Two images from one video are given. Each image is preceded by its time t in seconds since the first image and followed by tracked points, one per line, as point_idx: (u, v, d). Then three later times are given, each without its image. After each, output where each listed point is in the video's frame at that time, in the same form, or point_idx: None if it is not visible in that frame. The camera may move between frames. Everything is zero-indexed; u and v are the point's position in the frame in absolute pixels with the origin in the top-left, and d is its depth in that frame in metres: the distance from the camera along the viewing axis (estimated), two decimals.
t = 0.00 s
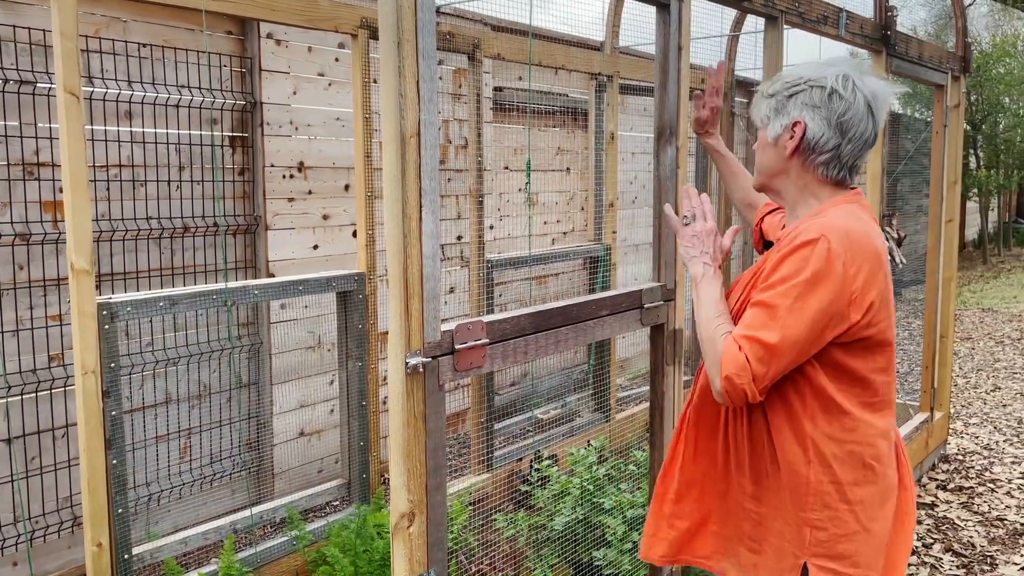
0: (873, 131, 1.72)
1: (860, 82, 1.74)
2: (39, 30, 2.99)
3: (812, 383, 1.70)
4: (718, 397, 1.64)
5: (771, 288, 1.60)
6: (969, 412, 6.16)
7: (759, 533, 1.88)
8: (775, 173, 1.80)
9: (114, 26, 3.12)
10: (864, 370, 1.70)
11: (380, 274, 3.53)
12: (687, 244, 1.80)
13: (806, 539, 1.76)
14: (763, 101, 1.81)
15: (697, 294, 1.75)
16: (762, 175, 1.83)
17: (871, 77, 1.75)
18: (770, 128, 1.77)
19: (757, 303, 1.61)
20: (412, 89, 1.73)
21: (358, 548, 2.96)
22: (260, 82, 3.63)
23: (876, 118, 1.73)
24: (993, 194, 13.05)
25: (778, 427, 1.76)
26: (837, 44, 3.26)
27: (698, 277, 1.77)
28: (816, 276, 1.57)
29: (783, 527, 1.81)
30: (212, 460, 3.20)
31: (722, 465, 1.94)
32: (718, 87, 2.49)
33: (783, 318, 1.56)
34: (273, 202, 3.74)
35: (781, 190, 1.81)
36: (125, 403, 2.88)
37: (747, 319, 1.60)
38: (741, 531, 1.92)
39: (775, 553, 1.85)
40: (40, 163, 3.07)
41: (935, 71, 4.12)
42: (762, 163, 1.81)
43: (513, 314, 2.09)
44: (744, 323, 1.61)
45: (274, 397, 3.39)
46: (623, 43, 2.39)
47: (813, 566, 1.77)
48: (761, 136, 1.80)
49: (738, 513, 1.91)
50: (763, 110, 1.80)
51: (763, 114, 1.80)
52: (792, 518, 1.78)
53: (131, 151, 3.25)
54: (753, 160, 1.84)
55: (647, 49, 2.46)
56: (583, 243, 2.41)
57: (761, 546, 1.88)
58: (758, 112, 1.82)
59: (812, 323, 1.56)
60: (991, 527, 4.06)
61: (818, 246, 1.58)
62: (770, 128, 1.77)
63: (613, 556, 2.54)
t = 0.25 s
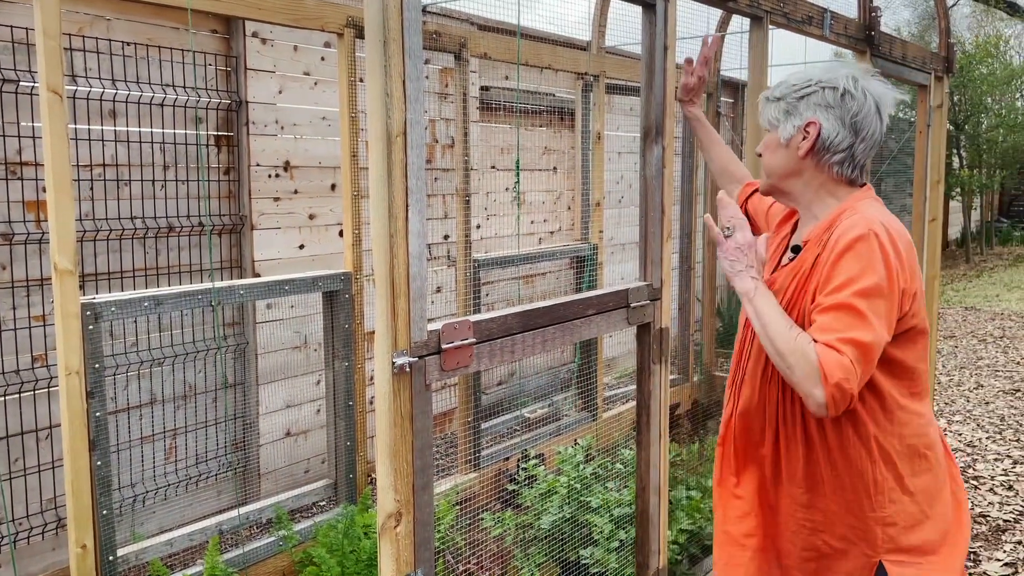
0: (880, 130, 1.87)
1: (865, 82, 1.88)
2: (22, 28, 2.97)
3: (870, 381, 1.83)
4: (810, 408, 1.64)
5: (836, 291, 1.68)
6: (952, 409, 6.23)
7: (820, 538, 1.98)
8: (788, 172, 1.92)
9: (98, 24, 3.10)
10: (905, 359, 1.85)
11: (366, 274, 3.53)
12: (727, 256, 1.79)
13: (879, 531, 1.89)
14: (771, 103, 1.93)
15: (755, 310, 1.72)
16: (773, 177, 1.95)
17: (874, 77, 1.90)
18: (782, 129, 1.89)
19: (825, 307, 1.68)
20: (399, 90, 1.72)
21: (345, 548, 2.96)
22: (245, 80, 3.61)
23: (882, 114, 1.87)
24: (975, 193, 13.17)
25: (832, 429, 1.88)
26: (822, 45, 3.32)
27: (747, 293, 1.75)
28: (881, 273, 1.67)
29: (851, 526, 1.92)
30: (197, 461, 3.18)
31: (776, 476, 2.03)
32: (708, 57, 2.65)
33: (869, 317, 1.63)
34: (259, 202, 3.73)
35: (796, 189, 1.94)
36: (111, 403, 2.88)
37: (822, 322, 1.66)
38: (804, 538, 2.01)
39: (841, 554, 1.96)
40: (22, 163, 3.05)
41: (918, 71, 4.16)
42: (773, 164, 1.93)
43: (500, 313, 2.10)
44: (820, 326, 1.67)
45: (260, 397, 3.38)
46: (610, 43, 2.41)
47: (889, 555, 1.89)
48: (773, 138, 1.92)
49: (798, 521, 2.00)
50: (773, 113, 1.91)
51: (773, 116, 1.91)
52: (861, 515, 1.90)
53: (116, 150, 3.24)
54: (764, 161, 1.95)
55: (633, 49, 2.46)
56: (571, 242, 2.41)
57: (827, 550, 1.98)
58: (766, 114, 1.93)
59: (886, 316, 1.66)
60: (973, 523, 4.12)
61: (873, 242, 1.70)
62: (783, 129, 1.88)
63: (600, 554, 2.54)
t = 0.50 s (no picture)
0: (899, 121, 1.82)
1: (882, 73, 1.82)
2: (7, 27, 2.95)
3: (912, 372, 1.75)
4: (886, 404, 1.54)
5: (889, 283, 1.60)
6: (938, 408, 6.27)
7: (869, 538, 1.89)
8: (810, 171, 1.87)
9: (84, 23, 3.08)
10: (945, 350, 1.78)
11: (355, 273, 3.52)
12: (780, 252, 1.66)
13: (930, 527, 1.80)
14: (787, 102, 1.86)
15: (818, 306, 1.57)
16: (795, 176, 1.89)
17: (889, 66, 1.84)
18: (802, 128, 1.82)
19: (880, 300, 1.59)
20: (388, 89, 1.70)
21: (335, 548, 2.95)
22: (233, 79, 3.60)
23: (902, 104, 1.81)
24: (962, 193, 13.26)
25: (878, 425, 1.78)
26: (810, 44, 3.35)
27: (800, 288, 1.62)
28: (927, 266, 1.61)
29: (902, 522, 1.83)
30: (185, 462, 3.18)
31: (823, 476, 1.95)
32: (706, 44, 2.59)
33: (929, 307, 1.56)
34: (247, 201, 3.71)
35: (819, 187, 1.89)
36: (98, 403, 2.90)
37: (880, 315, 1.56)
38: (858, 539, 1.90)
39: (889, 553, 1.87)
40: (8, 162, 3.03)
41: (904, 72, 4.18)
42: (792, 164, 1.88)
43: (488, 313, 2.08)
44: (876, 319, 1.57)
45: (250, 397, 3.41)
46: (598, 43, 2.37)
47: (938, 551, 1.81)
48: (791, 137, 1.86)
49: (849, 521, 1.91)
50: (789, 112, 1.86)
51: (791, 115, 1.84)
52: (909, 510, 1.81)
53: (102, 149, 3.22)
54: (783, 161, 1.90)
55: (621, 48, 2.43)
56: (559, 242, 2.39)
57: (879, 551, 1.88)
58: (783, 113, 1.86)
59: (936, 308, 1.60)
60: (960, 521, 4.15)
61: (914, 234, 1.64)
62: (803, 128, 1.82)
63: (589, 553, 2.54)
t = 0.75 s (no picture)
0: (911, 116, 1.85)
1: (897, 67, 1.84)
2: None
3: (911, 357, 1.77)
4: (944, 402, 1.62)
5: (925, 283, 1.63)
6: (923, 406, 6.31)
7: (853, 518, 1.90)
8: (823, 163, 1.90)
9: (68, 21, 3.06)
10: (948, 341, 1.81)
11: (343, 273, 3.52)
12: (827, 267, 1.63)
13: (916, 511, 1.82)
14: (802, 94, 1.90)
15: (868, 318, 1.59)
16: (809, 166, 1.93)
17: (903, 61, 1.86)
18: (818, 120, 1.86)
19: (920, 302, 1.63)
20: (376, 88, 1.68)
21: (322, 549, 2.94)
22: (219, 78, 3.59)
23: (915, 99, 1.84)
24: (947, 192, 13.36)
25: (874, 408, 1.80)
26: (797, 45, 3.34)
27: (849, 304, 1.61)
28: (953, 261, 1.67)
29: (887, 506, 1.85)
30: (172, 463, 3.21)
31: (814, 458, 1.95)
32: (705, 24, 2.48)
33: (966, 304, 1.63)
34: (233, 201, 3.70)
35: (831, 178, 1.93)
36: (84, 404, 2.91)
37: (925, 318, 1.61)
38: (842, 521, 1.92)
39: (872, 536, 1.88)
40: None
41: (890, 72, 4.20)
42: (806, 155, 1.91)
43: (477, 312, 2.04)
44: (920, 322, 1.62)
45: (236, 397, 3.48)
46: (586, 42, 2.35)
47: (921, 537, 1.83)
48: (805, 128, 1.89)
49: (835, 503, 1.92)
50: (804, 103, 1.88)
51: (805, 107, 1.88)
52: (896, 495, 1.83)
53: (87, 148, 3.20)
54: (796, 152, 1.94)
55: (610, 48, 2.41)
56: (547, 242, 2.35)
57: (863, 532, 1.89)
58: (799, 105, 1.90)
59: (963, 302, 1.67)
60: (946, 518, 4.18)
61: (937, 229, 1.69)
62: (818, 120, 1.85)
63: (578, 552, 2.54)
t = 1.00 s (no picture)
0: (906, 117, 1.89)
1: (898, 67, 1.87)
2: None
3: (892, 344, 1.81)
4: (934, 392, 1.68)
5: (924, 277, 1.68)
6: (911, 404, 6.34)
7: (830, 500, 1.95)
8: (821, 158, 1.92)
9: (56, 20, 3.03)
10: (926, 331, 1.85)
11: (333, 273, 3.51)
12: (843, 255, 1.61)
13: (890, 495, 1.86)
14: (806, 88, 1.90)
15: (878, 309, 1.61)
16: (806, 159, 1.95)
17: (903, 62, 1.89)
18: (821, 114, 1.87)
19: (918, 295, 1.68)
20: (365, 87, 1.67)
21: (312, 550, 2.94)
22: (208, 78, 3.57)
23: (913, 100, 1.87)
24: (936, 192, 13.43)
25: (854, 393, 1.85)
26: (786, 45, 3.35)
27: (863, 294, 1.61)
28: (945, 257, 1.73)
29: (862, 489, 1.89)
30: (161, 464, 3.22)
31: (794, 441, 1.99)
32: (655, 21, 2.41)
33: (958, 300, 1.69)
34: (223, 200, 3.69)
35: (827, 173, 1.95)
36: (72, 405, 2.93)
37: (925, 311, 1.66)
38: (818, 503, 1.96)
39: (847, 518, 1.93)
40: None
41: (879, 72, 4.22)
42: (805, 149, 1.94)
43: (468, 312, 2.03)
44: (919, 314, 1.66)
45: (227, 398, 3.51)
46: (577, 42, 2.39)
47: (893, 521, 1.87)
48: (807, 122, 1.91)
49: (813, 486, 1.97)
50: (807, 97, 1.90)
51: (810, 100, 1.88)
52: (872, 479, 1.87)
53: (75, 148, 3.18)
54: (796, 145, 1.96)
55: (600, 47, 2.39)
56: (538, 241, 2.38)
57: (839, 514, 1.94)
58: (803, 98, 1.91)
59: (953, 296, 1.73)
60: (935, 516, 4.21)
61: (931, 224, 1.74)
62: (822, 114, 1.87)
63: (569, 552, 2.53)
